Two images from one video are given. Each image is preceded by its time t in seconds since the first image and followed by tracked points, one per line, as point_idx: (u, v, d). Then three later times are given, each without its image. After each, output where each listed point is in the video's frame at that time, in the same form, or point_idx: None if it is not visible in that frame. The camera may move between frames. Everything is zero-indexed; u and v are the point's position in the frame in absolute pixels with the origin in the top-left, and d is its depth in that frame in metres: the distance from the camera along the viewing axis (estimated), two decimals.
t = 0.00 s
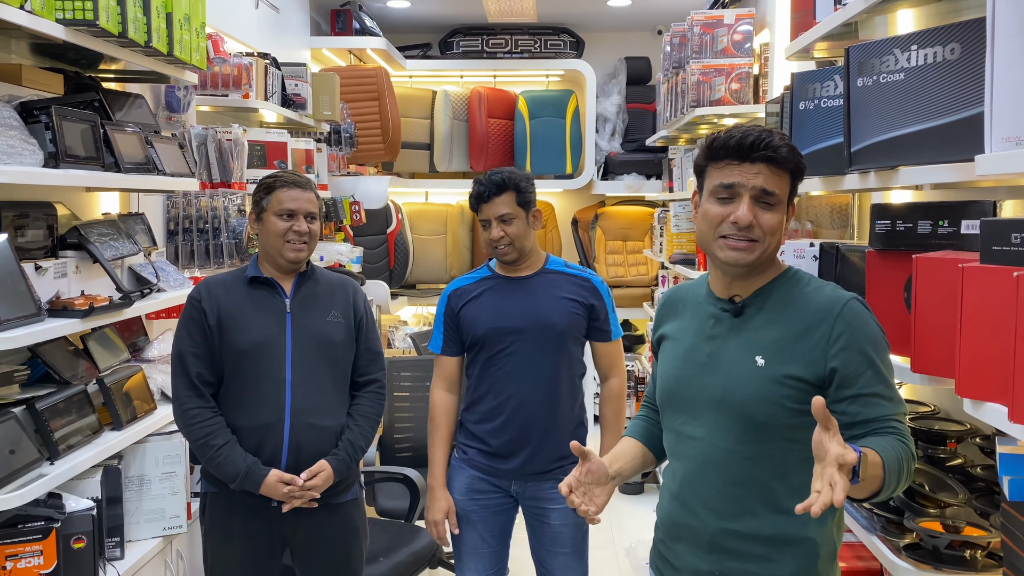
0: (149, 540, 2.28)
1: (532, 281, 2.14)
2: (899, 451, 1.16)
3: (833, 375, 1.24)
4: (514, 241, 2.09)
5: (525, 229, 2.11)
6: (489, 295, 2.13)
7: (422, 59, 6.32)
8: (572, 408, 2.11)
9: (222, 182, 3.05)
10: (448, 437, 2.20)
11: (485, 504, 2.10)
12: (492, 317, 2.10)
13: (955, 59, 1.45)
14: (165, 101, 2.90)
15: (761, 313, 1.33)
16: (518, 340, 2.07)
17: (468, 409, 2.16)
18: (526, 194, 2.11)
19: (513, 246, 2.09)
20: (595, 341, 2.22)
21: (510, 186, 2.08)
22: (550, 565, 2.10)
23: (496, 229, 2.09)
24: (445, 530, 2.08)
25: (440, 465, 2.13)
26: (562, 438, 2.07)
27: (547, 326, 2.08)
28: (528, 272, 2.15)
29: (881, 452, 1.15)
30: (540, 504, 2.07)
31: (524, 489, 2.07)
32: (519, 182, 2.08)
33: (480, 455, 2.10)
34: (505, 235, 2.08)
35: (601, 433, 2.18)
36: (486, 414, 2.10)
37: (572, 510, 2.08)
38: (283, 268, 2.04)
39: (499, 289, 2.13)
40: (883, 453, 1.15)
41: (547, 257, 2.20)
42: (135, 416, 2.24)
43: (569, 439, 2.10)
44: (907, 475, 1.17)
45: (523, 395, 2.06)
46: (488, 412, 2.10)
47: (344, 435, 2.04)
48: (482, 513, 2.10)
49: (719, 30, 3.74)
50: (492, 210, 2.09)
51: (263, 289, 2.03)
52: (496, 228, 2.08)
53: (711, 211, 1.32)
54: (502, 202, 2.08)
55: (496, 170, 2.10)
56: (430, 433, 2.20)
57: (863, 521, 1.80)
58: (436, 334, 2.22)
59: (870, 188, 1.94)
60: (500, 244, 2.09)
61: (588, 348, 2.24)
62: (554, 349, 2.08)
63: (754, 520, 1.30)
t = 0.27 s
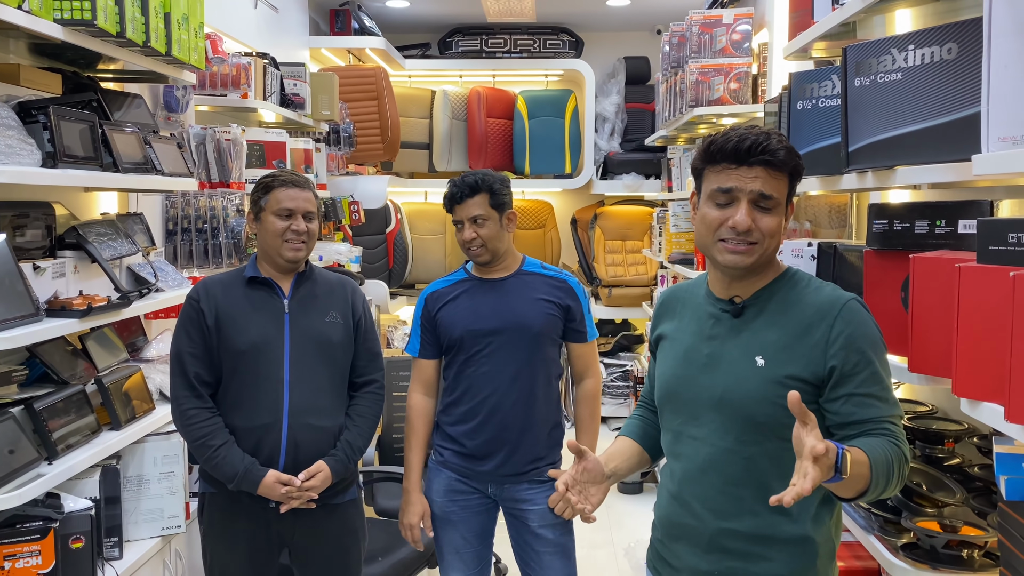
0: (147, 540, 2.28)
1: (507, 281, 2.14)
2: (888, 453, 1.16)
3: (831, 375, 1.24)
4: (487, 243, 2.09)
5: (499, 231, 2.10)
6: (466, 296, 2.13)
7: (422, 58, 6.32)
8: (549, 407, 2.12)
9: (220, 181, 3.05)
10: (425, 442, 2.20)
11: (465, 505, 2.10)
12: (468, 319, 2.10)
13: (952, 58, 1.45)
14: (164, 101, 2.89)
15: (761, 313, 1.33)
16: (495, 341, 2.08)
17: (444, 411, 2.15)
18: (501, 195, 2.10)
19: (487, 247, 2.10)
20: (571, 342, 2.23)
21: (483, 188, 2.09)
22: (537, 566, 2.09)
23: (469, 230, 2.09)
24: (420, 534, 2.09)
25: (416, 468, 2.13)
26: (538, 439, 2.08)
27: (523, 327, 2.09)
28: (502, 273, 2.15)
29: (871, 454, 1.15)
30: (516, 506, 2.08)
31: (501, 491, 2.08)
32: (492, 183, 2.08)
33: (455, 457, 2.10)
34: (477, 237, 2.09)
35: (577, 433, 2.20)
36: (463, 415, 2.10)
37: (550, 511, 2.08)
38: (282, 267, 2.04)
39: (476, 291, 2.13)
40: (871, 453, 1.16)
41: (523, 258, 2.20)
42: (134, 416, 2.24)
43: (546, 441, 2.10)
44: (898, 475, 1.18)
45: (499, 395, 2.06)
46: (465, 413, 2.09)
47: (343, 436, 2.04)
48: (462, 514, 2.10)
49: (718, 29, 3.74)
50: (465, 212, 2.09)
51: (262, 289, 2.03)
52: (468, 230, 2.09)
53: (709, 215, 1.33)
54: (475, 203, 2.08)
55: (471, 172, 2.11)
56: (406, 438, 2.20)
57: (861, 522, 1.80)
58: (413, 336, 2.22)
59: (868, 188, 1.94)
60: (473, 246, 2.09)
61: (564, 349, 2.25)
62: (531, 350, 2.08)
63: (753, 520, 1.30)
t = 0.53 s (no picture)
0: (146, 540, 2.28)
1: (495, 280, 2.15)
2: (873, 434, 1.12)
3: (829, 371, 1.23)
4: (472, 237, 2.10)
5: (485, 227, 2.11)
6: (457, 295, 2.14)
7: (421, 58, 6.32)
8: (540, 409, 2.14)
9: (219, 181, 3.05)
10: (418, 441, 2.20)
11: (461, 506, 2.09)
12: (457, 318, 2.10)
13: (950, 58, 1.45)
14: (162, 101, 2.89)
15: (762, 311, 1.33)
16: (485, 339, 2.08)
17: (437, 411, 2.15)
18: (489, 193, 2.12)
19: (472, 242, 2.11)
20: (563, 341, 2.23)
21: (471, 183, 2.12)
22: (533, 566, 2.09)
23: (455, 225, 2.11)
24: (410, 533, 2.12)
25: (408, 470, 2.14)
26: (531, 437, 2.08)
27: (512, 325, 2.09)
28: (491, 270, 2.16)
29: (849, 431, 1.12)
30: (511, 508, 2.08)
31: (495, 492, 2.07)
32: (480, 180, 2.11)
33: (449, 457, 2.09)
34: (462, 231, 2.10)
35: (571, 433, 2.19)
36: (454, 416, 2.10)
37: (544, 512, 2.09)
38: (282, 267, 2.04)
39: (467, 291, 2.13)
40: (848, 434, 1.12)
41: (514, 257, 2.20)
42: (133, 416, 2.24)
43: (539, 439, 2.11)
44: (887, 463, 1.13)
45: (490, 394, 2.06)
46: (456, 414, 2.09)
47: (342, 443, 2.04)
48: (457, 515, 2.09)
49: (717, 29, 3.74)
50: (452, 205, 2.12)
51: (261, 290, 2.02)
52: (454, 224, 2.11)
53: (711, 224, 1.32)
54: (463, 198, 2.11)
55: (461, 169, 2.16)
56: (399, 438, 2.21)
57: (858, 521, 1.81)
58: (406, 337, 2.22)
59: (866, 188, 1.94)
60: (458, 239, 2.11)
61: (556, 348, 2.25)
62: (520, 348, 2.09)
63: (752, 519, 1.30)
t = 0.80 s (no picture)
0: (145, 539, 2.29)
1: (494, 280, 2.15)
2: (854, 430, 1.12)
3: (823, 370, 1.24)
4: (470, 237, 2.10)
5: (483, 227, 2.11)
6: (456, 295, 2.14)
7: (420, 58, 6.32)
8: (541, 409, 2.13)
9: (218, 181, 3.05)
10: (421, 443, 2.19)
11: (462, 506, 2.09)
12: (456, 318, 2.10)
13: (948, 57, 1.45)
14: (161, 100, 2.89)
15: (759, 310, 1.33)
16: (484, 339, 2.08)
17: (438, 412, 2.15)
18: (486, 192, 2.12)
19: (471, 242, 2.10)
20: (563, 340, 2.23)
21: (469, 183, 2.12)
22: (531, 566, 2.09)
23: (453, 224, 2.11)
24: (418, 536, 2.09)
25: (412, 471, 2.11)
26: (533, 436, 2.08)
27: (511, 325, 2.09)
28: (490, 270, 2.16)
29: (828, 422, 1.11)
30: (512, 508, 2.08)
31: (496, 492, 2.07)
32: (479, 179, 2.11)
33: (451, 458, 2.09)
34: (461, 230, 2.10)
35: (573, 432, 2.19)
36: (454, 416, 2.10)
37: (546, 511, 2.09)
38: (285, 268, 2.04)
39: (466, 290, 2.13)
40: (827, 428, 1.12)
41: (513, 257, 2.20)
42: (132, 415, 2.24)
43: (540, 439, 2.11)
44: (869, 460, 1.13)
45: (490, 394, 2.06)
46: (457, 415, 2.10)
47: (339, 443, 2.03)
48: (459, 515, 2.09)
49: (716, 29, 3.74)
50: (452, 205, 2.11)
51: (261, 291, 2.03)
52: (452, 224, 2.11)
53: (721, 223, 1.31)
54: (462, 197, 2.11)
55: (459, 167, 2.16)
56: (402, 440, 2.20)
57: (856, 520, 1.82)
58: (407, 339, 2.23)
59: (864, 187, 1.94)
60: (457, 239, 2.11)
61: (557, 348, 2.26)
62: (519, 347, 2.09)
63: (748, 519, 1.30)
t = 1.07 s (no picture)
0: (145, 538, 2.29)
1: (498, 279, 2.14)
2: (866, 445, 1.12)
3: (823, 375, 1.23)
4: (473, 236, 2.09)
5: (486, 226, 2.11)
6: (458, 296, 2.13)
7: (419, 57, 6.32)
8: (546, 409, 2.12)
9: (217, 180, 3.05)
10: (423, 443, 2.20)
11: (466, 507, 2.09)
12: (461, 319, 2.10)
13: (947, 57, 1.45)
14: (161, 100, 2.89)
15: (759, 312, 1.33)
16: (489, 339, 2.08)
17: (442, 412, 2.15)
18: (489, 190, 2.12)
19: (474, 242, 2.10)
20: (566, 338, 2.24)
21: (472, 182, 2.12)
22: (534, 565, 2.10)
23: (456, 223, 2.11)
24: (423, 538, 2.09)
25: (416, 472, 2.12)
26: (538, 435, 2.08)
27: (515, 324, 2.08)
28: (493, 270, 2.16)
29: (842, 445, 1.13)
30: (518, 508, 2.08)
31: (501, 491, 2.08)
32: (483, 178, 2.11)
33: (456, 458, 2.09)
34: (464, 230, 2.10)
35: (578, 431, 2.20)
36: (459, 416, 2.10)
37: (551, 510, 2.09)
38: (284, 268, 2.04)
39: (469, 290, 2.13)
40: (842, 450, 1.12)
41: (516, 255, 2.20)
42: (131, 415, 2.24)
43: (545, 438, 2.10)
44: (877, 475, 1.14)
45: (495, 395, 2.06)
46: (462, 415, 2.09)
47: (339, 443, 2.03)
48: (463, 516, 2.09)
49: (715, 28, 3.74)
50: (454, 205, 2.11)
51: (260, 291, 2.02)
52: (456, 223, 2.10)
53: (718, 209, 1.33)
54: (464, 197, 2.10)
55: (458, 169, 2.15)
56: (405, 440, 2.21)
57: (855, 520, 1.81)
58: (409, 339, 2.23)
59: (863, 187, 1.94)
60: (460, 239, 2.10)
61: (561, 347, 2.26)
62: (523, 348, 2.08)
63: (745, 520, 1.30)
